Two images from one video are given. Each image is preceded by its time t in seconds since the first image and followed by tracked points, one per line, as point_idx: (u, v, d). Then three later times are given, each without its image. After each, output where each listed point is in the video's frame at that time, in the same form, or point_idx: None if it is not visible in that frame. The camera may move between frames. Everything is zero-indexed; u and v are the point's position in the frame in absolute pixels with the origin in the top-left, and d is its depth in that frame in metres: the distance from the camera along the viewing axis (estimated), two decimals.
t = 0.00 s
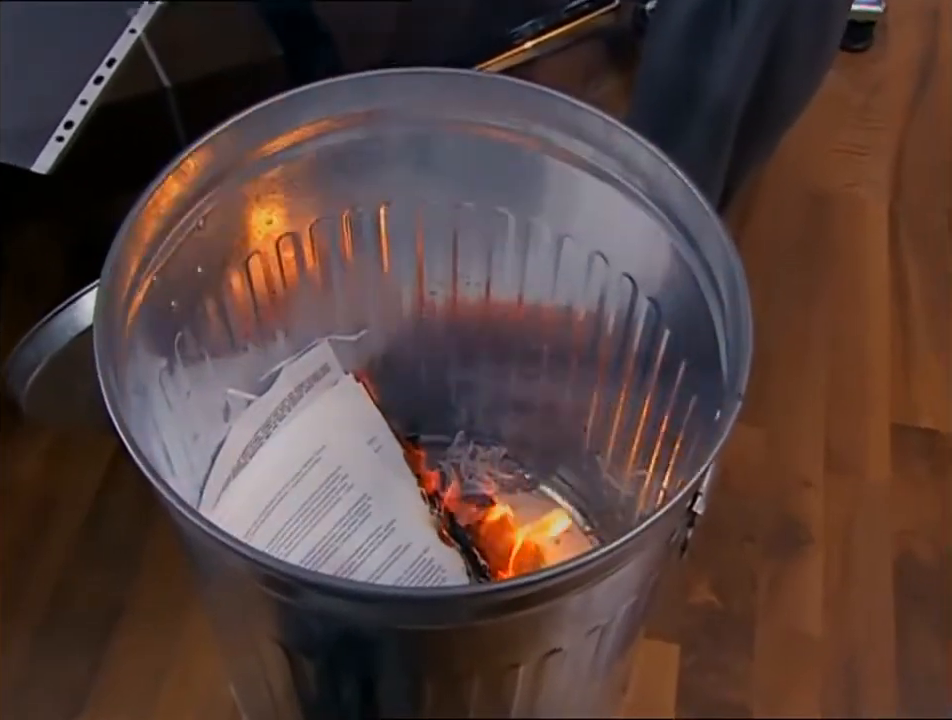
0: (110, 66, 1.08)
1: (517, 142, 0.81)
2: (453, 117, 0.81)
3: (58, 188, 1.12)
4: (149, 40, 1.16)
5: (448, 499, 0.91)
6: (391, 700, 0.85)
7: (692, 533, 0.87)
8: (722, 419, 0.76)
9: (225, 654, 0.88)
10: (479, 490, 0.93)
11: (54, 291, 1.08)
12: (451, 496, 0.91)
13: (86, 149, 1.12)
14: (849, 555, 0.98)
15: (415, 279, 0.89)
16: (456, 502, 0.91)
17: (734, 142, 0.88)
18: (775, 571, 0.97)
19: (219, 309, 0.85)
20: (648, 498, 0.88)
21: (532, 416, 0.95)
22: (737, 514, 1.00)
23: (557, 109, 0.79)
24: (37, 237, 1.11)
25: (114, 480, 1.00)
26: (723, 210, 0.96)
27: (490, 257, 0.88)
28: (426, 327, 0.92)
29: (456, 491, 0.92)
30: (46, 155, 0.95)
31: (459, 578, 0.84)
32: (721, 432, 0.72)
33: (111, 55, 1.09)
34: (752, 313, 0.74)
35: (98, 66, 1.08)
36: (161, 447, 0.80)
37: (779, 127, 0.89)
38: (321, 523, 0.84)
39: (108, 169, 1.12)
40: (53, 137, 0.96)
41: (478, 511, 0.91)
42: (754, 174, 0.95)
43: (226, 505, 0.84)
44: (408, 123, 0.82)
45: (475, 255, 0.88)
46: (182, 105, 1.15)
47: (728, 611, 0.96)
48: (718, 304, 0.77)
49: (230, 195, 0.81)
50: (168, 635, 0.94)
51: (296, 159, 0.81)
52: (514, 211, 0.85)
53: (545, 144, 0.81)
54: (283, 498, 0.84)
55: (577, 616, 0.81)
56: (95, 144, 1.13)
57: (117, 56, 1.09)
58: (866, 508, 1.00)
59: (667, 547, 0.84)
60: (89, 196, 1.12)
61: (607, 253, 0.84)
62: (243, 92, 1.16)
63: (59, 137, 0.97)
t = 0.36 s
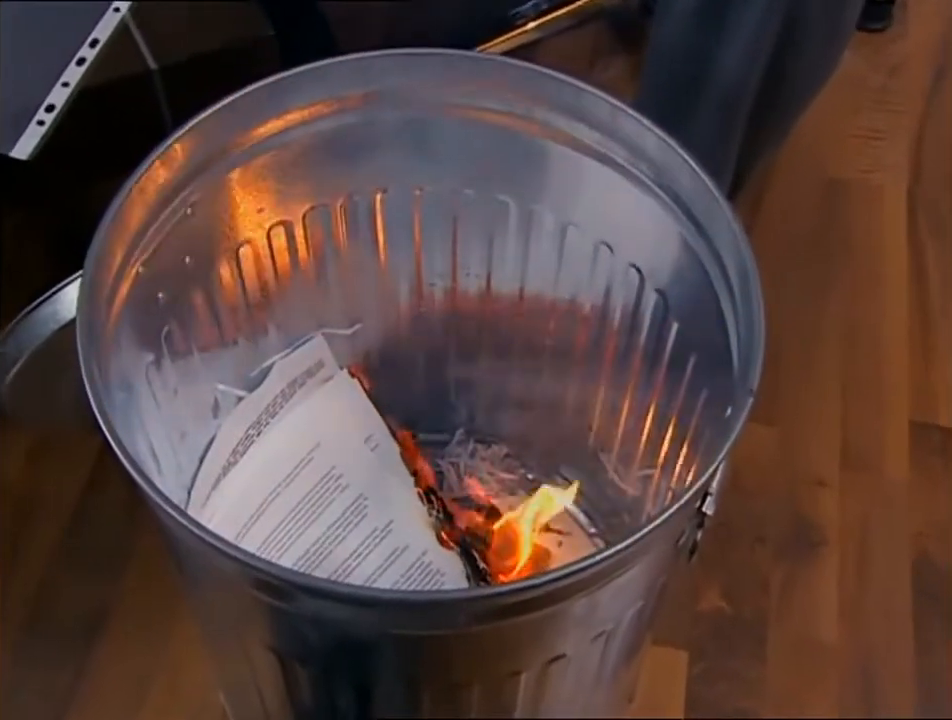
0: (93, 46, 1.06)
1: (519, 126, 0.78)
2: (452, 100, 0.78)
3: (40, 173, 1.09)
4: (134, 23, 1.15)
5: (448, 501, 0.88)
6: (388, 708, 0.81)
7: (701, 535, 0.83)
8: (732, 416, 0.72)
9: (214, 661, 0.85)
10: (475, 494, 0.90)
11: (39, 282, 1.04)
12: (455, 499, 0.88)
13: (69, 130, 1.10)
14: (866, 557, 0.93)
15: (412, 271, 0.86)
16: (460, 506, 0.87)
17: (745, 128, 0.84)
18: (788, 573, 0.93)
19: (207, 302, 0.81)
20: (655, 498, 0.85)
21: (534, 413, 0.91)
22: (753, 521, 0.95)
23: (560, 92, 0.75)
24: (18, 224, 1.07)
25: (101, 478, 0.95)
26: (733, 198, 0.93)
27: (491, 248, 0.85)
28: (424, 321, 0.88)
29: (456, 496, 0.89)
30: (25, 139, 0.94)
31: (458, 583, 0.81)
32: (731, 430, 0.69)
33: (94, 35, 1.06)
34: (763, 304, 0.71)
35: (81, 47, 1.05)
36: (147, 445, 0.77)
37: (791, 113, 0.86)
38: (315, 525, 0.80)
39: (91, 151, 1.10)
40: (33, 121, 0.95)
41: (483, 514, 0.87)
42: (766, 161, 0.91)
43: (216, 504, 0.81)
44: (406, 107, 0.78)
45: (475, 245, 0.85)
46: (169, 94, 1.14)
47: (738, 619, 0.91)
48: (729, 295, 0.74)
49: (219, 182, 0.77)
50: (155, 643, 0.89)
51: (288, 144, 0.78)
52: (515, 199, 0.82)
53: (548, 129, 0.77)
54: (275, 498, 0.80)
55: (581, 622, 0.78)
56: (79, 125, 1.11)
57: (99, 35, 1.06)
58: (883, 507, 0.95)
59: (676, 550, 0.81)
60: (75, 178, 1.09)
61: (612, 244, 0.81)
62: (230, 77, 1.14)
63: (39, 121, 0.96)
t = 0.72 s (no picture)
0: (73, 26, 1.02)
1: (521, 110, 0.75)
2: (452, 83, 0.74)
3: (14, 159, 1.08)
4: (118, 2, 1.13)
5: (446, 502, 0.84)
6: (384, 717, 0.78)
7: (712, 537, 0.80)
8: (743, 413, 0.69)
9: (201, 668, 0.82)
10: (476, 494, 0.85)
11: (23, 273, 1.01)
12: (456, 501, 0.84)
13: (49, 114, 1.08)
14: (882, 563, 0.89)
15: (409, 261, 0.82)
16: (460, 509, 0.83)
17: (757, 112, 0.81)
18: (802, 580, 0.89)
19: (195, 294, 0.77)
20: (663, 499, 0.81)
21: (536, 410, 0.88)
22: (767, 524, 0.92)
23: (566, 75, 0.72)
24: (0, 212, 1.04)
25: (83, 476, 0.94)
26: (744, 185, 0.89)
27: (492, 237, 0.81)
28: (422, 313, 0.85)
29: (456, 496, 0.85)
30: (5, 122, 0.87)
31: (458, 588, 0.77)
32: (744, 427, 0.66)
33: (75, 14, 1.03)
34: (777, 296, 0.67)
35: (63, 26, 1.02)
36: (132, 445, 0.73)
37: (807, 96, 0.82)
38: (307, 526, 0.77)
39: (70, 139, 1.10)
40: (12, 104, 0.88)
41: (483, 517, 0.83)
42: (778, 148, 0.88)
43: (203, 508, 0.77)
44: (403, 90, 0.75)
45: (475, 234, 0.81)
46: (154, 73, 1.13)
47: (751, 627, 0.87)
48: (741, 288, 0.70)
49: (206, 169, 0.74)
50: (139, 646, 0.87)
51: (280, 127, 0.74)
52: (518, 186, 0.78)
53: (553, 113, 0.74)
54: (266, 498, 0.77)
55: (587, 628, 0.74)
56: (59, 107, 1.09)
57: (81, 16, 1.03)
58: (902, 510, 0.90)
59: (685, 553, 0.77)
60: (52, 164, 1.09)
61: (619, 233, 0.77)
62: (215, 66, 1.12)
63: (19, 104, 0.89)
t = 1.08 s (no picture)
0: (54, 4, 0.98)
1: (523, 94, 0.71)
2: (450, 65, 0.71)
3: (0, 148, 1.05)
4: None
5: (446, 504, 0.80)
6: None
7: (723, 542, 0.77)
8: (756, 411, 0.66)
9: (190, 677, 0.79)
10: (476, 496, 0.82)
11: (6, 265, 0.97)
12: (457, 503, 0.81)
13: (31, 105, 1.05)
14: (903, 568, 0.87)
15: (406, 253, 0.79)
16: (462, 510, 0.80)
17: (770, 97, 0.77)
18: (818, 584, 0.86)
19: (182, 286, 0.74)
20: (672, 501, 0.78)
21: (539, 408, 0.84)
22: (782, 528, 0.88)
23: (571, 57, 0.68)
24: None
25: (64, 475, 0.89)
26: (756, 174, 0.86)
27: (492, 228, 0.77)
28: (420, 308, 0.81)
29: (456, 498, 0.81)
30: None
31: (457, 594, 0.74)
32: (756, 426, 0.62)
33: None
34: (792, 290, 0.64)
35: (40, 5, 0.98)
36: (116, 445, 0.70)
37: (824, 82, 0.78)
38: (300, 530, 0.73)
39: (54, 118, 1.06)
40: None
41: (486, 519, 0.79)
42: (791, 135, 0.84)
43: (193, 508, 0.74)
44: (399, 74, 0.71)
45: (475, 225, 0.78)
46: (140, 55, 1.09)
47: (762, 636, 0.85)
48: (754, 281, 0.67)
49: (193, 156, 0.70)
50: (119, 665, 0.83)
51: (271, 112, 0.71)
52: (519, 174, 0.75)
53: (556, 98, 0.71)
54: (256, 500, 0.74)
55: (592, 637, 0.71)
56: (38, 88, 1.08)
57: None
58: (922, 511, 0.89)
59: (695, 558, 0.74)
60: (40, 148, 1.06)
61: (626, 222, 0.74)
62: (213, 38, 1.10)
63: None
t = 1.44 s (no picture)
0: None
1: (525, 80, 0.68)
2: (449, 51, 0.68)
3: None
4: None
5: (444, 510, 0.77)
6: None
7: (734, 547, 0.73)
8: (769, 411, 0.63)
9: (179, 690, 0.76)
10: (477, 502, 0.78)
11: None
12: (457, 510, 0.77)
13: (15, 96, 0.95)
14: (923, 580, 0.83)
15: (404, 248, 0.76)
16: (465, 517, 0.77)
17: (783, 86, 0.74)
18: (832, 594, 0.83)
19: (169, 282, 0.71)
20: (681, 507, 0.75)
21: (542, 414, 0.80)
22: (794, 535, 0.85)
23: (575, 42, 0.66)
24: None
25: (47, 479, 0.86)
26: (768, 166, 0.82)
27: (493, 221, 0.74)
28: (417, 305, 0.78)
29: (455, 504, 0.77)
30: None
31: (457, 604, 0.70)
32: (768, 428, 0.59)
33: None
34: (806, 285, 0.61)
35: None
36: (101, 447, 0.67)
37: (840, 70, 0.75)
38: (292, 536, 0.70)
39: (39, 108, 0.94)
40: None
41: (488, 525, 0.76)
42: (803, 126, 0.81)
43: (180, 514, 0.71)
44: (396, 58, 0.69)
45: (475, 219, 0.74)
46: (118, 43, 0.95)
47: (777, 647, 0.81)
48: (766, 277, 0.64)
49: (181, 146, 0.67)
50: (104, 673, 0.80)
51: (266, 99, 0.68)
52: (521, 165, 0.72)
53: (560, 85, 0.68)
54: (246, 506, 0.71)
55: (597, 648, 0.68)
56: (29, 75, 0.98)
57: None
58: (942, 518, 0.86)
59: (705, 566, 0.71)
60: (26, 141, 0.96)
61: (632, 215, 0.71)
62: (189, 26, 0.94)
63: None
